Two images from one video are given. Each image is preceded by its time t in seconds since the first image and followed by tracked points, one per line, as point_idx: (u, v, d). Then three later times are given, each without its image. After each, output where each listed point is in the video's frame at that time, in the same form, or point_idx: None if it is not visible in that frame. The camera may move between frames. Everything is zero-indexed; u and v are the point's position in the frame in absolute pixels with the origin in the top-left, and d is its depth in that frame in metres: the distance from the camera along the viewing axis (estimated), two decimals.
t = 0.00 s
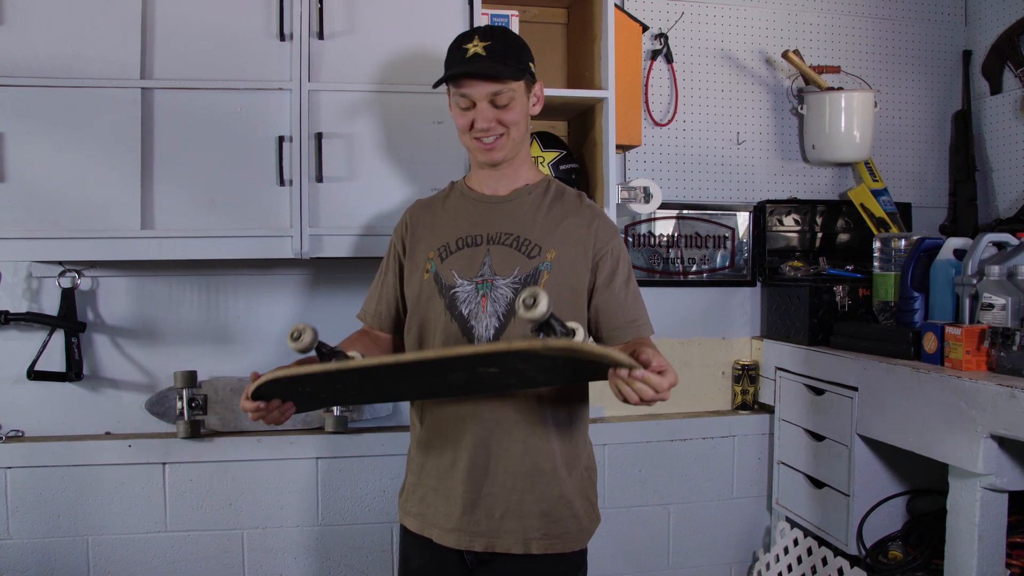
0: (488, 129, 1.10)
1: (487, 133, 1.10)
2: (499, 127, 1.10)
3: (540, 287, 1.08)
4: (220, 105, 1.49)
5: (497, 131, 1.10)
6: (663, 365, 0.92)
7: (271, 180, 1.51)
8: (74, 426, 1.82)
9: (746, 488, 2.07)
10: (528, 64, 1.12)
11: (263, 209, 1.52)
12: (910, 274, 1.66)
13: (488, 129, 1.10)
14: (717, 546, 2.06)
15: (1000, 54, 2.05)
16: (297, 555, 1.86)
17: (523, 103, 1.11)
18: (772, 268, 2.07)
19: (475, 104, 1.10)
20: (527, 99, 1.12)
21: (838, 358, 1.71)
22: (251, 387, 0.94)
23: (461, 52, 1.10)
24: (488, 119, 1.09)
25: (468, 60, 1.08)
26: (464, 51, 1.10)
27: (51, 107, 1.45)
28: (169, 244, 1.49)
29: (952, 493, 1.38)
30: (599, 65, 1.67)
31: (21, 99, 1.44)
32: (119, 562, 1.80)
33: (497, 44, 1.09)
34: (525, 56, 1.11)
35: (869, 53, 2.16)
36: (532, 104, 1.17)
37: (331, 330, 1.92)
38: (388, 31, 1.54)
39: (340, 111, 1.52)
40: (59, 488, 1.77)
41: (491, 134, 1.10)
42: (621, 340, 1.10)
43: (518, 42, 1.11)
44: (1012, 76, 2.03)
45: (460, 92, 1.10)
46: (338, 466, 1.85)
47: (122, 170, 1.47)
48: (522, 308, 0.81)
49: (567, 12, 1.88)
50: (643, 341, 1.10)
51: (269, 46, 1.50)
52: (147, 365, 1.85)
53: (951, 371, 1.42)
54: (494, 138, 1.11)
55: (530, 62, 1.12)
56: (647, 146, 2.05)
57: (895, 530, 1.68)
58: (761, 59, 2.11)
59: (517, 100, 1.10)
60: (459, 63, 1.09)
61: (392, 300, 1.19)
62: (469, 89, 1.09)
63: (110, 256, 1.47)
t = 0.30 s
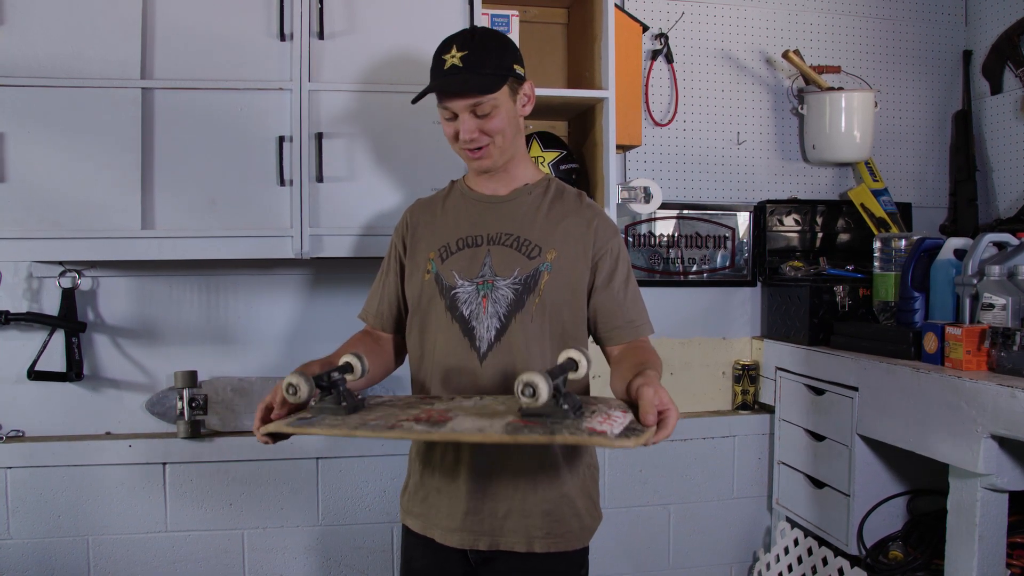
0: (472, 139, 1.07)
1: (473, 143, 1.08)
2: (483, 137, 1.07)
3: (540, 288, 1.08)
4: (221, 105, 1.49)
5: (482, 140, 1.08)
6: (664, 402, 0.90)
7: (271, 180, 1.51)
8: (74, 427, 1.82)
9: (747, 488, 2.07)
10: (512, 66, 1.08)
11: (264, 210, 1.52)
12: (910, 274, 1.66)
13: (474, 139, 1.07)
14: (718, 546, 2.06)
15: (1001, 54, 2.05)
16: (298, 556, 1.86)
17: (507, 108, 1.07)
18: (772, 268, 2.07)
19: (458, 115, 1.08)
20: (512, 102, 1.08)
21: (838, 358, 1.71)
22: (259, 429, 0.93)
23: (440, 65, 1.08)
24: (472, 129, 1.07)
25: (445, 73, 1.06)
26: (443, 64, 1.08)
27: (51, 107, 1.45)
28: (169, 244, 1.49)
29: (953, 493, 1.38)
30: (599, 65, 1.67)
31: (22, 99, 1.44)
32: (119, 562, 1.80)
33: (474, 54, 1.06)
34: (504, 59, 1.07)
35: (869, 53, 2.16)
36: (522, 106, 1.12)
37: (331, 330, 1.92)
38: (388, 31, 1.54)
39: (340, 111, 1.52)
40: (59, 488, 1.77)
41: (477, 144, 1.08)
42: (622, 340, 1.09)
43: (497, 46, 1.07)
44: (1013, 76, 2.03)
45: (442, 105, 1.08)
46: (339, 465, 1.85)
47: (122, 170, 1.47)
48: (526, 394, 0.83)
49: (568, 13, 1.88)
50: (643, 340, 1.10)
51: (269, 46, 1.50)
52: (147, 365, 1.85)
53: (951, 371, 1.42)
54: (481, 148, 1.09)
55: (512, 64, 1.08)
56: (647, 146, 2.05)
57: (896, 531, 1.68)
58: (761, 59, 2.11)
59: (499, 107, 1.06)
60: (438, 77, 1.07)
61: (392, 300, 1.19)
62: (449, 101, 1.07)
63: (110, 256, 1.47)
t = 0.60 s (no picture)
0: (463, 141, 1.08)
1: (464, 146, 1.08)
2: (474, 139, 1.08)
3: (540, 288, 1.08)
4: (222, 105, 1.49)
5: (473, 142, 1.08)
6: (670, 407, 0.90)
7: (272, 180, 1.51)
8: (75, 427, 1.82)
9: (747, 488, 2.07)
10: (501, 66, 1.07)
11: (264, 210, 1.52)
12: (911, 274, 1.66)
13: (464, 142, 1.08)
14: (718, 546, 2.06)
15: (1001, 54, 2.05)
16: (299, 556, 1.86)
17: (497, 110, 1.07)
18: (773, 268, 2.07)
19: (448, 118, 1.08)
20: (503, 104, 1.08)
21: (839, 359, 1.71)
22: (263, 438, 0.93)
23: (429, 68, 1.08)
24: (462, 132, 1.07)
25: (432, 77, 1.06)
26: (431, 67, 1.08)
27: (51, 107, 1.45)
28: (169, 244, 1.49)
29: (954, 493, 1.38)
30: (600, 65, 1.67)
31: (22, 99, 1.44)
32: (120, 562, 1.80)
33: (461, 56, 1.06)
34: (491, 61, 1.06)
35: (869, 53, 2.16)
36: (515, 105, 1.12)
37: (332, 330, 1.92)
38: (388, 31, 1.54)
39: (340, 112, 1.52)
40: (60, 488, 1.77)
41: (468, 146, 1.09)
42: (622, 340, 1.09)
43: (486, 48, 1.07)
44: (1013, 76, 2.03)
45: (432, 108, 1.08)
46: (339, 465, 1.85)
47: (123, 170, 1.47)
48: (534, 409, 0.83)
49: (569, 13, 1.88)
50: (644, 340, 1.10)
51: (270, 47, 1.50)
52: (148, 365, 1.85)
53: (952, 371, 1.42)
54: (472, 149, 1.09)
55: (500, 65, 1.07)
56: (647, 146, 2.05)
57: (896, 531, 1.68)
58: (761, 59, 2.11)
59: (489, 109, 1.06)
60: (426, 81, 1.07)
61: (393, 300, 1.19)
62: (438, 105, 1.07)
63: (111, 257, 1.47)
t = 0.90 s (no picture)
0: (462, 140, 1.08)
1: (463, 145, 1.09)
2: (472, 137, 1.08)
3: (540, 289, 1.08)
4: (223, 105, 1.49)
5: (472, 141, 1.08)
6: (670, 409, 0.90)
7: (273, 180, 1.51)
8: (76, 427, 1.82)
9: (748, 488, 2.07)
10: (497, 64, 1.07)
11: (265, 210, 1.52)
12: (912, 274, 1.66)
13: (463, 141, 1.08)
14: (719, 546, 2.06)
15: (1002, 54, 2.05)
16: (299, 556, 1.86)
17: (494, 108, 1.07)
18: (773, 268, 2.07)
19: (445, 118, 1.08)
20: (500, 102, 1.08)
21: (840, 359, 1.71)
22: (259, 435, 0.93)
23: (425, 69, 1.08)
24: (460, 130, 1.07)
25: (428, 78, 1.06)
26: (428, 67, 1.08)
27: (52, 108, 1.45)
28: (170, 244, 1.49)
29: (955, 494, 1.38)
30: (600, 65, 1.67)
31: (24, 100, 1.44)
32: (121, 562, 1.80)
33: (456, 56, 1.05)
34: (487, 60, 1.06)
35: (870, 53, 2.16)
36: (513, 103, 1.11)
37: (332, 330, 1.92)
38: (389, 31, 1.54)
39: (341, 112, 1.52)
40: (61, 488, 1.77)
41: (467, 145, 1.09)
42: (622, 341, 1.09)
43: (482, 47, 1.06)
44: (1014, 76, 2.03)
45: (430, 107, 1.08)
46: (340, 466, 1.85)
47: (124, 170, 1.47)
48: (534, 410, 0.83)
49: (569, 13, 1.88)
50: (644, 342, 1.09)
51: (270, 47, 1.50)
52: (149, 366, 1.85)
53: (953, 371, 1.42)
54: (471, 148, 1.09)
55: (497, 63, 1.06)
56: (648, 146, 2.05)
57: (897, 531, 1.68)
58: (762, 59, 2.11)
59: (486, 108, 1.06)
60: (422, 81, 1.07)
61: (393, 300, 1.19)
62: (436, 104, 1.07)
63: (112, 257, 1.47)
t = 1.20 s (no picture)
0: (473, 122, 1.07)
1: (473, 128, 1.08)
2: (483, 120, 1.08)
3: (540, 290, 1.08)
4: (224, 105, 1.49)
5: (482, 123, 1.08)
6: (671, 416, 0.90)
7: (274, 180, 1.51)
8: (77, 427, 1.82)
9: (749, 488, 2.07)
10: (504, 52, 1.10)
11: (266, 210, 1.52)
12: (913, 273, 1.66)
13: (474, 123, 1.07)
14: (720, 546, 2.06)
15: (1003, 53, 2.05)
16: (300, 556, 1.86)
17: (503, 92, 1.08)
18: (774, 268, 2.06)
19: (455, 102, 1.09)
20: (507, 86, 1.10)
21: (841, 359, 1.71)
22: (258, 431, 0.93)
23: (432, 54, 1.09)
24: (471, 112, 1.07)
25: (438, 60, 1.07)
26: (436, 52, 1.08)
27: (52, 107, 1.45)
28: (171, 244, 1.49)
29: (955, 494, 1.37)
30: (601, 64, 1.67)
31: (25, 100, 1.44)
32: (121, 562, 1.80)
33: (466, 39, 1.07)
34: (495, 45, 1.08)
35: (871, 53, 2.16)
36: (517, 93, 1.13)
37: (333, 330, 1.92)
38: (390, 31, 1.54)
39: (342, 112, 1.52)
40: (61, 488, 1.77)
41: (477, 129, 1.08)
42: (624, 343, 1.09)
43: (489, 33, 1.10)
44: (1015, 75, 2.02)
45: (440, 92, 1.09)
46: (341, 465, 1.85)
47: (125, 170, 1.47)
48: (536, 408, 0.83)
49: (570, 13, 1.88)
50: (646, 344, 1.09)
51: (271, 47, 1.50)
52: (150, 365, 1.85)
53: (954, 371, 1.41)
54: (481, 131, 1.08)
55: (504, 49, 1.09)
56: (648, 146, 2.05)
57: (898, 531, 1.68)
58: (763, 59, 2.11)
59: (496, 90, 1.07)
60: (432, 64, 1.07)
61: (393, 299, 1.19)
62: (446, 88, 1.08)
63: (113, 257, 1.47)
